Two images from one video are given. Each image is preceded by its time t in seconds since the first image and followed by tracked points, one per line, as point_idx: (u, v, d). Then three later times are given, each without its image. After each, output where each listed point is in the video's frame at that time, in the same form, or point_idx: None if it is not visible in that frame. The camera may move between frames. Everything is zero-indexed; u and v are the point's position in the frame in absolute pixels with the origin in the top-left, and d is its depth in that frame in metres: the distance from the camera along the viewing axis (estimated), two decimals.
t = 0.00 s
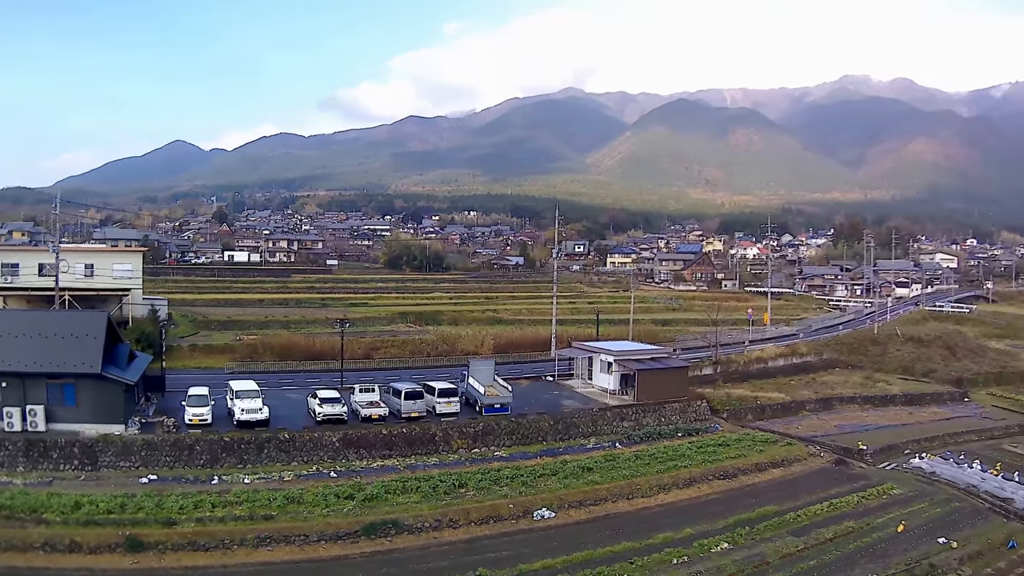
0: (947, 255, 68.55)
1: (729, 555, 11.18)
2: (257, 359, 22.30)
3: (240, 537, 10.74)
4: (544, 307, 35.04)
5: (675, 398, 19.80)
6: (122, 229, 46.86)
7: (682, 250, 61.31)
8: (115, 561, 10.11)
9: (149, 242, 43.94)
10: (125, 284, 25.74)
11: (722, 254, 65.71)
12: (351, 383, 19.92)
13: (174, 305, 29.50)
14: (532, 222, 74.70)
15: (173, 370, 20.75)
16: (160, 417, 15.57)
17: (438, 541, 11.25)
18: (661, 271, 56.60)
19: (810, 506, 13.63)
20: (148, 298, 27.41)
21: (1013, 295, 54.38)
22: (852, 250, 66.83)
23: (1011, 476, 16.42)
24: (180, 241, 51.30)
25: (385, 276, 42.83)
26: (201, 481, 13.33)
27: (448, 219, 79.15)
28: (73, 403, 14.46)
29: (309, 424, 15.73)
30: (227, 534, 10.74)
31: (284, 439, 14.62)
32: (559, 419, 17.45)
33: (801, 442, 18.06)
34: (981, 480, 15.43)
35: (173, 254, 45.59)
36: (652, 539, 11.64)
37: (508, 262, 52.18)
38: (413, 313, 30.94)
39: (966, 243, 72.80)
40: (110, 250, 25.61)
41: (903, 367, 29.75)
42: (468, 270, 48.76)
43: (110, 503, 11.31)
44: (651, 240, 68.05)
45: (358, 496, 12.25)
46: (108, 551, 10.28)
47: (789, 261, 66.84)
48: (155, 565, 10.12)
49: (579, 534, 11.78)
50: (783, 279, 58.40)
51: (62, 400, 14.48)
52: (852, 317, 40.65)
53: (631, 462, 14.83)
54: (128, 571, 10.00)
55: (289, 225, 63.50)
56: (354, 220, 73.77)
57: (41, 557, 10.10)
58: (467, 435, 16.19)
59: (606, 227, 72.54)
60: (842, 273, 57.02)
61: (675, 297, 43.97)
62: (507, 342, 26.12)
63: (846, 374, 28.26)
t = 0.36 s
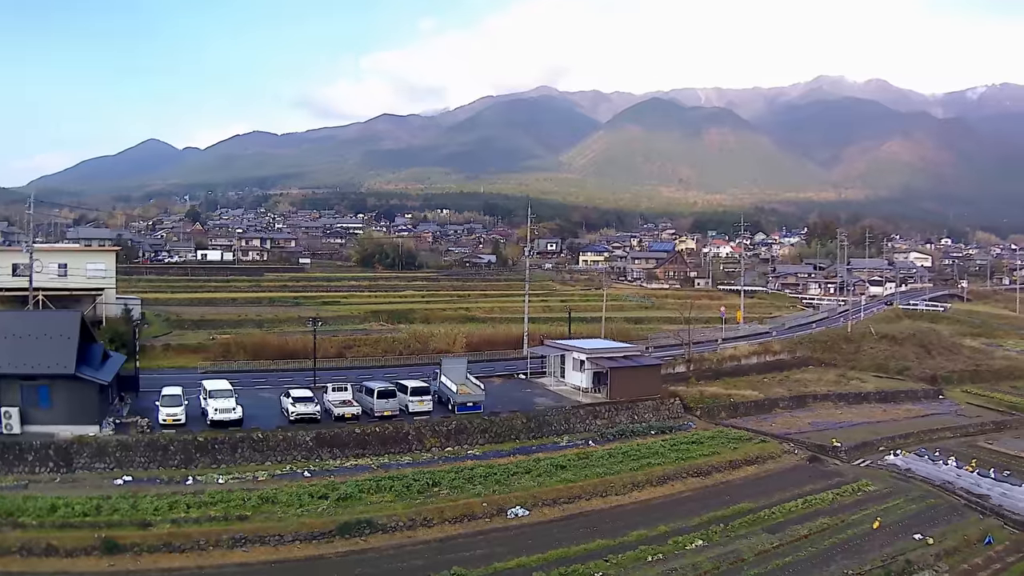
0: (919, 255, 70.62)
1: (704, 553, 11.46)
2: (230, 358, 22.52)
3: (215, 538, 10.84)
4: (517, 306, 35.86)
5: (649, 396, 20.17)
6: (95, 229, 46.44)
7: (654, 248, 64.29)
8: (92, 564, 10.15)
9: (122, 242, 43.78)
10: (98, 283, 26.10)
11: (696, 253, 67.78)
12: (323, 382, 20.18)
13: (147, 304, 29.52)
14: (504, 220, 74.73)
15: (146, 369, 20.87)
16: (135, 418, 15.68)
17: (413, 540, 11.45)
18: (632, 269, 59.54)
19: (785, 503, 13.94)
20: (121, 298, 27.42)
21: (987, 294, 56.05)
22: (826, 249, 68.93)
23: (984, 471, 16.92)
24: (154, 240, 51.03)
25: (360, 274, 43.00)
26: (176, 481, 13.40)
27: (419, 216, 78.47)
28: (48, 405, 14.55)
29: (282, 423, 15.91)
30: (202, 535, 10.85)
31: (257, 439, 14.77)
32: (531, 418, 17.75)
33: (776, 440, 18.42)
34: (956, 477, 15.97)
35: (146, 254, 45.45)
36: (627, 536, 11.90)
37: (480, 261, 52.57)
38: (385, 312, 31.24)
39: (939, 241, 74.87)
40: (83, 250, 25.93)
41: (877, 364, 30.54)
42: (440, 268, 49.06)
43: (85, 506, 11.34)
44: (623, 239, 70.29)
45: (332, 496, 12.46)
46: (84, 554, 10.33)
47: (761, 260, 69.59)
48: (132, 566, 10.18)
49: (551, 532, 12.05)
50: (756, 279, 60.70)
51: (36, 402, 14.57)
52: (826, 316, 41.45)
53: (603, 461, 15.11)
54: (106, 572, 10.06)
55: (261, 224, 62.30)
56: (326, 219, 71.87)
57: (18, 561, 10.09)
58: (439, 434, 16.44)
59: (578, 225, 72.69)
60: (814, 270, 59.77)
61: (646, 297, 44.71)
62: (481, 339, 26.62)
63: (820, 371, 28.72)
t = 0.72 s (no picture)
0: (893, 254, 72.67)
1: (681, 550, 11.77)
2: (205, 357, 22.66)
3: (192, 539, 10.97)
4: (491, 304, 36.23)
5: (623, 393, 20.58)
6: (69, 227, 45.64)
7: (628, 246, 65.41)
8: (72, 566, 10.20)
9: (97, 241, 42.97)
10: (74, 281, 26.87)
11: (670, 251, 69.60)
12: (299, 381, 20.37)
13: (122, 304, 29.33)
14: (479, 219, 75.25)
15: (122, 369, 20.92)
16: (110, 418, 15.73)
17: (388, 539, 11.67)
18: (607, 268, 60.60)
19: (761, 500, 14.34)
20: (96, 297, 27.25)
21: (963, 292, 57.61)
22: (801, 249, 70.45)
23: (962, 468, 17.34)
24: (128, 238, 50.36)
25: (335, 273, 42.98)
26: (152, 481, 13.41)
27: (393, 215, 77.68)
28: (25, 405, 14.54)
29: (257, 423, 15.97)
30: (180, 536, 10.97)
31: (232, 439, 14.82)
32: (506, 416, 17.96)
33: (751, 437, 18.77)
34: (934, 474, 16.28)
35: (121, 254, 44.80)
36: (602, 534, 12.19)
37: (454, 260, 52.80)
38: (359, 310, 31.43)
39: (914, 241, 76.84)
40: (61, 248, 26.27)
41: (852, 362, 31.26)
42: (413, 266, 49.31)
43: (62, 507, 11.36)
44: (599, 238, 71.93)
45: (308, 495, 12.64)
46: (63, 556, 10.38)
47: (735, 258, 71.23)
48: (110, 567, 10.25)
49: (526, 531, 12.32)
50: (731, 277, 61.86)
51: (12, 402, 14.55)
52: (800, 314, 42.17)
53: (577, 459, 15.35)
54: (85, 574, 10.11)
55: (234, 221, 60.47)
56: (300, 216, 69.75)
57: None
58: (414, 433, 16.59)
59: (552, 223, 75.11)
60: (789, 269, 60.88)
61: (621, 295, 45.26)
62: (454, 337, 27.07)
63: (796, 368, 29.26)
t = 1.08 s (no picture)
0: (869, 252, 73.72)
1: (656, 547, 11.96)
2: (180, 356, 22.70)
3: (169, 539, 11.09)
4: (466, 303, 36.34)
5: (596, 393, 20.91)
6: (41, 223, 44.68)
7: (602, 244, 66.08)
8: (50, 567, 10.23)
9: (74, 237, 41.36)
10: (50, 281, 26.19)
11: (645, 249, 70.63)
12: (274, 380, 20.49)
13: (96, 302, 29.09)
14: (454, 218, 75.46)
15: (97, 369, 20.89)
16: (87, 419, 15.74)
17: (363, 538, 11.86)
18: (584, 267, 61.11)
19: (737, 497, 14.55)
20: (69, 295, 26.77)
21: (939, 291, 58.61)
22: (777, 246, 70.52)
23: (938, 465, 17.65)
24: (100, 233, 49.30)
25: (311, 272, 42.96)
26: (129, 481, 13.38)
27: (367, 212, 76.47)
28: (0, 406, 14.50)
29: (232, 423, 16.00)
30: (156, 537, 11.06)
31: (208, 439, 14.83)
32: (481, 415, 18.08)
33: (727, 435, 19.11)
34: (910, 471, 16.64)
35: (97, 251, 43.76)
36: (577, 532, 12.40)
37: (429, 258, 52.87)
38: (334, 309, 31.52)
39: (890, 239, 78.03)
40: (37, 247, 25.85)
41: (827, 361, 31.81)
42: (388, 266, 49.40)
43: (40, 508, 11.36)
44: (574, 236, 72.69)
45: (284, 495, 12.78)
46: (41, 557, 10.41)
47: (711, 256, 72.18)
48: (88, 568, 10.31)
49: (500, 530, 12.54)
50: (706, 275, 62.23)
51: None
52: (775, 311, 42.71)
53: (553, 458, 15.54)
54: None
55: (209, 218, 59.11)
56: (275, 213, 67.96)
57: None
58: (389, 432, 16.69)
59: (527, 222, 73.61)
60: (764, 267, 61.48)
61: (595, 293, 45.59)
62: (428, 335, 27.26)
63: (771, 367, 29.61)
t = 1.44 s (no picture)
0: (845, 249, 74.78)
1: (633, 546, 12.04)
2: (155, 356, 22.65)
3: (145, 539, 11.11)
4: (442, 302, 36.39)
5: (572, 392, 21.04)
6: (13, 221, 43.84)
7: (578, 243, 66.32)
8: (25, 567, 10.21)
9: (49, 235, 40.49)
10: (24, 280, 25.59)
11: (619, 248, 71.16)
12: (249, 379, 20.50)
13: (69, 301, 28.88)
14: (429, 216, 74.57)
15: (72, 369, 20.83)
16: (62, 418, 15.66)
17: (339, 538, 11.91)
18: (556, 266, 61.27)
19: (714, 496, 14.63)
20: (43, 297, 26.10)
21: (914, 288, 59.47)
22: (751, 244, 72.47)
23: (914, 462, 17.78)
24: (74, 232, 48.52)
25: (286, 271, 42.85)
26: (104, 481, 13.35)
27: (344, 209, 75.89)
28: None
29: (208, 422, 15.98)
30: (132, 537, 11.08)
31: (184, 438, 14.82)
32: (457, 414, 18.17)
33: (702, 433, 19.23)
34: (886, 468, 16.83)
35: (73, 249, 42.74)
36: (554, 531, 12.46)
37: (404, 257, 52.81)
38: (309, 308, 31.52)
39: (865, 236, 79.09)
40: (12, 245, 25.16)
41: (803, 358, 32.11)
42: (363, 264, 49.41)
43: (15, 507, 11.34)
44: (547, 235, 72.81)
45: (260, 494, 12.79)
46: (16, 557, 10.39)
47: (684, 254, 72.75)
48: (64, 568, 10.32)
49: (476, 529, 12.60)
50: (681, 274, 62.22)
51: None
52: (749, 309, 42.94)
53: (528, 457, 15.64)
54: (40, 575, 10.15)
55: (185, 217, 58.58)
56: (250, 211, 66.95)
57: None
58: (365, 431, 16.72)
59: (501, 220, 76.28)
60: (739, 266, 61.95)
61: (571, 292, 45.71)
62: (404, 335, 27.30)
63: (746, 365, 29.86)
